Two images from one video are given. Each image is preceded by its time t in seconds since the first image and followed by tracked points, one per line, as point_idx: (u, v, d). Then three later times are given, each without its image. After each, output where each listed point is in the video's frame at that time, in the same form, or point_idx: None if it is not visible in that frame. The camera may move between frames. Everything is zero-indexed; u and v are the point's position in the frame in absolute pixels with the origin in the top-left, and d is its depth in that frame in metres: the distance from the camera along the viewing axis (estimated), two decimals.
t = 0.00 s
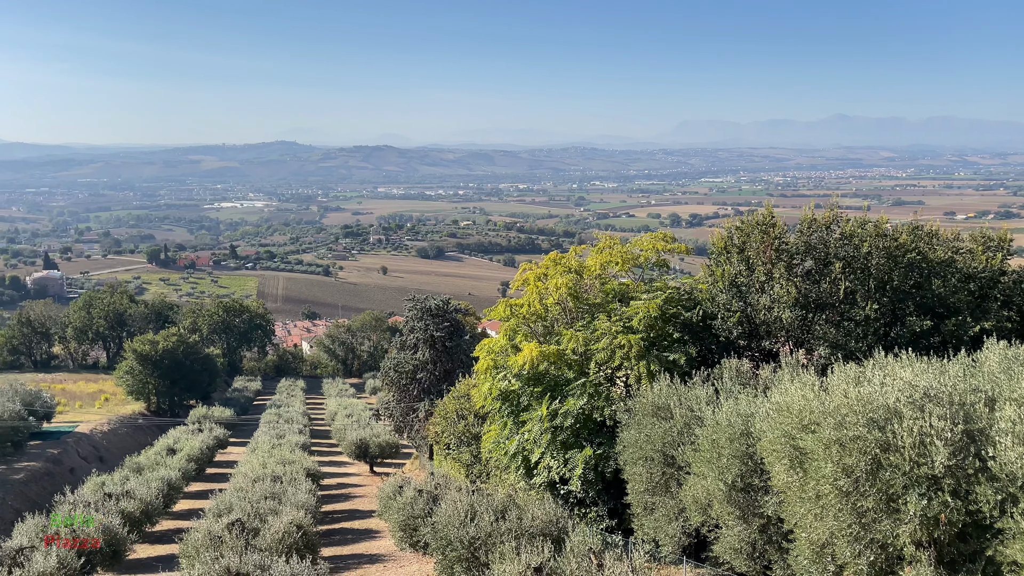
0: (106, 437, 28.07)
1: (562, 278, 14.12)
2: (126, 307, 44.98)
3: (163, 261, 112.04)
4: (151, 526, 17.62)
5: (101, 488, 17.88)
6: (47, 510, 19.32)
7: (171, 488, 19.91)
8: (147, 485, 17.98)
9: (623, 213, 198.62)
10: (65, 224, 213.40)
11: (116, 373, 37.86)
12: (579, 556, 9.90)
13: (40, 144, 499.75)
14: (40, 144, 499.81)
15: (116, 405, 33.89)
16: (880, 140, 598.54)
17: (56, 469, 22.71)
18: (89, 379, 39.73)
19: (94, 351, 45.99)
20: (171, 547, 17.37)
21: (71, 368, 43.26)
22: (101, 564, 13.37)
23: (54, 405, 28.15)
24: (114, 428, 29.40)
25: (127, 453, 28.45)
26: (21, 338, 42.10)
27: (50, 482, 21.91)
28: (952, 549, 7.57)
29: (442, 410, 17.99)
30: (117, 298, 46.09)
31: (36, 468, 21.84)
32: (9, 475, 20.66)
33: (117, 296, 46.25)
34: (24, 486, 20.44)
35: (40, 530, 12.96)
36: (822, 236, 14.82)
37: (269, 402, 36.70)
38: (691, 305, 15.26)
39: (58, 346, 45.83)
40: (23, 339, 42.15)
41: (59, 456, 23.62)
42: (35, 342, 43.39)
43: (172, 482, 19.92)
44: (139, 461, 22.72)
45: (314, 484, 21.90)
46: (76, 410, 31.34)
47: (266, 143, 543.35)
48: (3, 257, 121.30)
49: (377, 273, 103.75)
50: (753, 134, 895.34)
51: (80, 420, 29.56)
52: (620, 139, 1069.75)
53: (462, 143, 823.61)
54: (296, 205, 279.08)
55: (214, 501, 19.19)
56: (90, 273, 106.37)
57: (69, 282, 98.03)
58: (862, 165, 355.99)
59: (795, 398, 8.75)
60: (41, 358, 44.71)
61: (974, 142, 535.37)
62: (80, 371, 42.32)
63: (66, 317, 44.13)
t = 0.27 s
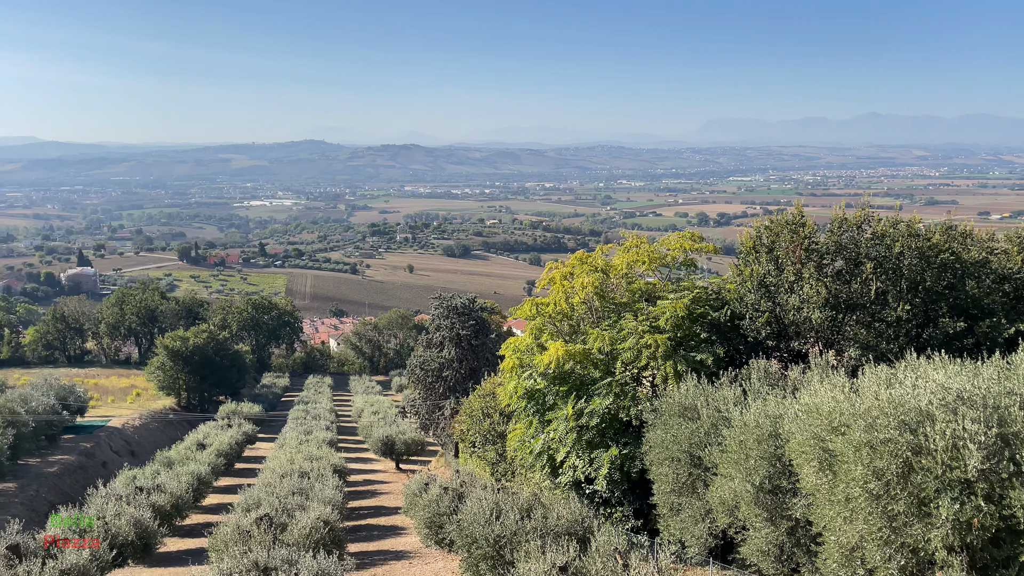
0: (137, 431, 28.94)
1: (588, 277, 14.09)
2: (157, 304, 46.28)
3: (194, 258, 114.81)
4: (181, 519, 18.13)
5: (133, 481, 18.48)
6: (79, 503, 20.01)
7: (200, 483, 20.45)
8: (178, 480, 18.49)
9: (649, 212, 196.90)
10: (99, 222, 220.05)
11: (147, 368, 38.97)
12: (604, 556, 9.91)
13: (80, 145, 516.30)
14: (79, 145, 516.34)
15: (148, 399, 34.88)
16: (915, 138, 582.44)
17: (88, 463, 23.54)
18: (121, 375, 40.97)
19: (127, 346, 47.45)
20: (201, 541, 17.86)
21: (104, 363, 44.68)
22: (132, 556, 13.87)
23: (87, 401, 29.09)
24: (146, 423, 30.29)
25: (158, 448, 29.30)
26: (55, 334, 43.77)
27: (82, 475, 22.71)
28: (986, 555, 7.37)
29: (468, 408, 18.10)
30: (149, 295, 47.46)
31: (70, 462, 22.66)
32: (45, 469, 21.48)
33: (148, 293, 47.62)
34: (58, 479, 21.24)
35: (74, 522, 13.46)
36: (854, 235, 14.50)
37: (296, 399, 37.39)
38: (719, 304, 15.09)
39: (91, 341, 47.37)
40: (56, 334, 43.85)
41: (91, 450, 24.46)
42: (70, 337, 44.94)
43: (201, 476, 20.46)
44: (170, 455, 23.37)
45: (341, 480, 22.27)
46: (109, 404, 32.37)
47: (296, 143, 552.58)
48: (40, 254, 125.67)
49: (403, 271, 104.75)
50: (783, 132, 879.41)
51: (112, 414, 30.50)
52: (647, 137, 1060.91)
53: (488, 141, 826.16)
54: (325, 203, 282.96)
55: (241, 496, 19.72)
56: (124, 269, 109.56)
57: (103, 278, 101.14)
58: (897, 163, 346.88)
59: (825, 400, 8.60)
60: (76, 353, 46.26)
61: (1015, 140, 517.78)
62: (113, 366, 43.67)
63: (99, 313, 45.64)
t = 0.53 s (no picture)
0: (170, 426, 29.79)
1: (617, 276, 14.02)
2: (189, 301, 47.50)
3: (225, 256, 117.48)
4: (212, 513, 18.64)
5: (166, 475, 19.05)
6: (113, 495, 20.72)
7: (231, 478, 20.96)
8: (209, 475, 19.01)
9: (678, 211, 194.69)
10: (135, 220, 226.84)
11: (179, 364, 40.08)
12: (632, 557, 9.87)
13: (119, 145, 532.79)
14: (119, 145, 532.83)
15: (180, 394, 35.85)
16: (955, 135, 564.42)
17: (122, 456, 24.35)
18: (153, 370, 42.30)
19: (160, 342, 48.96)
20: (231, 535, 18.35)
21: (138, 359, 46.08)
22: (165, 549, 14.37)
23: (121, 395, 30.15)
24: (178, 418, 31.16)
25: (190, 442, 30.11)
26: (90, 330, 45.53)
27: (116, 468, 23.50)
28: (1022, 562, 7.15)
29: (495, 407, 18.19)
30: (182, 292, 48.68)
31: (104, 455, 23.48)
32: (81, 462, 22.30)
33: (181, 290, 48.88)
34: (93, 472, 22.02)
35: (109, 515, 13.93)
36: (887, 235, 14.12)
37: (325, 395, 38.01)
38: (749, 305, 14.86)
39: (126, 337, 48.86)
40: (92, 330, 45.61)
41: (125, 444, 25.30)
42: (104, 332, 46.42)
43: (232, 471, 20.98)
44: (202, 450, 24.02)
45: (369, 477, 22.60)
46: (143, 399, 33.38)
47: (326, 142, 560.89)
48: (78, 251, 130.21)
49: (431, 269, 105.54)
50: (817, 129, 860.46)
51: (146, 409, 31.47)
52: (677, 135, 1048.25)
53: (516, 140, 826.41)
54: (354, 202, 286.67)
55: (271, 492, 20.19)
56: (158, 266, 112.67)
57: (137, 275, 104.32)
58: (936, 161, 336.60)
59: (858, 402, 8.44)
60: (111, 348, 47.79)
61: None
62: (147, 362, 44.99)
63: (133, 309, 47.02)
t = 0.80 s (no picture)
0: (204, 421, 30.65)
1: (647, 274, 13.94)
2: (222, 297, 48.71)
3: (258, 253, 120.14)
4: (244, 507, 19.15)
5: (200, 468, 19.63)
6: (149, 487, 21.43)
7: (262, 472, 21.49)
8: (241, 469, 19.50)
9: (709, 209, 192.10)
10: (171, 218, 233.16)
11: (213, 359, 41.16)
12: (661, 557, 9.84)
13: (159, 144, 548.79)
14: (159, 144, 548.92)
15: (213, 390, 36.83)
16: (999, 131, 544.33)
17: (157, 449, 25.16)
18: (187, 365, 43.54)
19: (195, 337, 50.37)
20: (261, 529, 18.86)
21: (173, 353, 47.42)
22: (198, 541, 14.84)
23: (156, 390, 31.15)
24: (211, 413, 32.02)
25: (223, 436, 30.94)
26: (126, 324, 47.16)
27: (151, 461, 24.30)
28: None
29: (524, 405, 18.24)
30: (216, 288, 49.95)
31: (140, 449, 24.31)
32: (117, 455, 23.12)
33: (215, 286, 50.15)
34: (129, 464, 22.83)
35: (143, 508, 14.42)
36: (924, 235, 13.72)
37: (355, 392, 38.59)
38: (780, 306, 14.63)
39: (161, 332, 50.35)
40: (128, 325, 47.23)
41: (159, 438, 26.14)
42: (140, 327, 47.91)
43: (263, 466, 21.51)
44: (235, 444, 24.67)
45: (398, 473, 22.89)
46: (178, 394, 34.40)
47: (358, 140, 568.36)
48: (115, 248, 134.41)
49: (460, 267, 106.15)
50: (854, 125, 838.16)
51: (180, 403, 32.42)
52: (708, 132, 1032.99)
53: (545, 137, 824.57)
54: (385, 200, 289.77)
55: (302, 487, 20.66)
56: (193, 263, 115.74)
57: (172, 272, 107.35)
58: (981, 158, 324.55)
59: (892, 403, 8.27)
60: (146, 343, 49.29)
61: None
62: (181, 357, 46.32)
63: (168, 305, 48.41)
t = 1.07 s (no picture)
0: (236, 415, 31.48)
1: (678, 273, 13.87)
2: (255, 293, 49.83)
3: (290, 250, 122.50)
4: (275, 500, 19.64)
5: (233, 461, 20.21)
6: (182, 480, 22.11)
7: (293, 466, 22.01)
8: (273, 463, 20.03)
9: (741, 208, 188.98)
10: (207, 215, 239.05)
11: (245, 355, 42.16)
12: (691, 558, 9.76)
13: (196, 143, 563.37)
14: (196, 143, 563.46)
15: (246, 385, 37.74)
16: None
17: (191, 443, 25.95)
18: (220, 359, 44.67)
19: (228, 333, 51.61)
20: (292, 523, 19.38)
21: (207, 348, 48.73)
22: (230, 533, 15.29)
23: (190, 383, 32.08)
24: (244, 407, 32.88)
25: (255, 430, 31.71)
26: (162, 319, 48.56)
27: (185, 454, 25.09)
28: None
29: (553, 404, 18.28)
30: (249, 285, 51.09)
31: (174, 441, 25.09)
32: (152, 447, 23.90)
33: (248, 282, 51.30)
34: (164, 457, 23.60)
35: (176, 500, 14.93)
36: (963, 235, 13.39)
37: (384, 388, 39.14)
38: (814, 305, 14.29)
39: (196, 327, 51.72)
40: (164, 320, 48.63)
41: (193, 431, 26.96)
42: (176, 322, 49.34)
43: (294, 460, 22.03)
44: (267, 438, 25.26)
45: (427, 469, 23.19)
46: (212, 388, 35.36)
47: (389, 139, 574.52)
48: (151, 244, 138.26)
49: (489, 265, 106.48)
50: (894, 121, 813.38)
51: (214, 397, 33.29)
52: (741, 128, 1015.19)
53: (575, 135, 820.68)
54: (415, 198, 292.35)
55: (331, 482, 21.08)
56: (227, 259, 118.58)
57: (206, 268, 110.08)
58: None
59: (928, 405, 8.09)
60: (182, 338, 50.73)
61: None
62: (215, 352, 47.58)
63: (202, 301, 49.75)
